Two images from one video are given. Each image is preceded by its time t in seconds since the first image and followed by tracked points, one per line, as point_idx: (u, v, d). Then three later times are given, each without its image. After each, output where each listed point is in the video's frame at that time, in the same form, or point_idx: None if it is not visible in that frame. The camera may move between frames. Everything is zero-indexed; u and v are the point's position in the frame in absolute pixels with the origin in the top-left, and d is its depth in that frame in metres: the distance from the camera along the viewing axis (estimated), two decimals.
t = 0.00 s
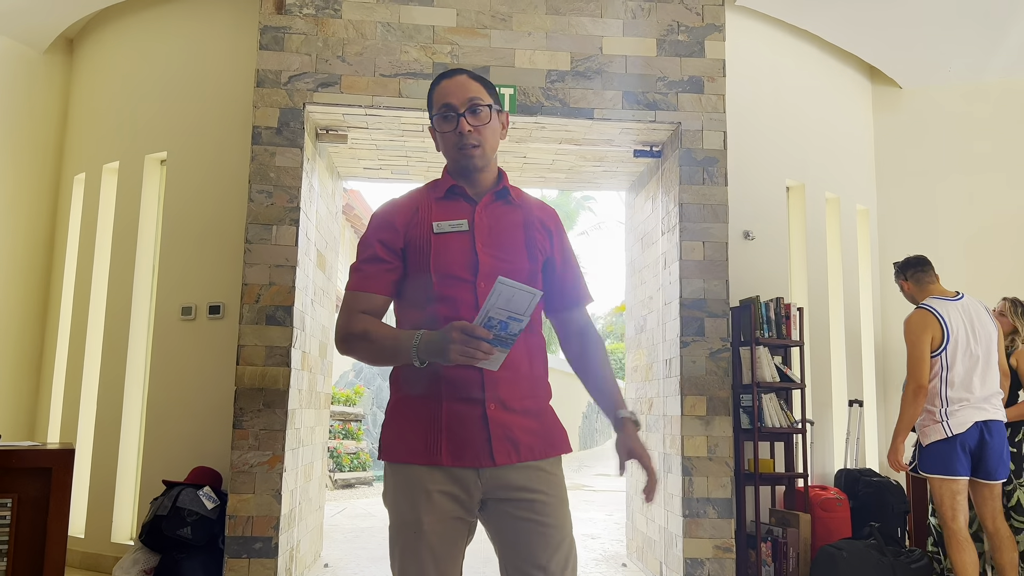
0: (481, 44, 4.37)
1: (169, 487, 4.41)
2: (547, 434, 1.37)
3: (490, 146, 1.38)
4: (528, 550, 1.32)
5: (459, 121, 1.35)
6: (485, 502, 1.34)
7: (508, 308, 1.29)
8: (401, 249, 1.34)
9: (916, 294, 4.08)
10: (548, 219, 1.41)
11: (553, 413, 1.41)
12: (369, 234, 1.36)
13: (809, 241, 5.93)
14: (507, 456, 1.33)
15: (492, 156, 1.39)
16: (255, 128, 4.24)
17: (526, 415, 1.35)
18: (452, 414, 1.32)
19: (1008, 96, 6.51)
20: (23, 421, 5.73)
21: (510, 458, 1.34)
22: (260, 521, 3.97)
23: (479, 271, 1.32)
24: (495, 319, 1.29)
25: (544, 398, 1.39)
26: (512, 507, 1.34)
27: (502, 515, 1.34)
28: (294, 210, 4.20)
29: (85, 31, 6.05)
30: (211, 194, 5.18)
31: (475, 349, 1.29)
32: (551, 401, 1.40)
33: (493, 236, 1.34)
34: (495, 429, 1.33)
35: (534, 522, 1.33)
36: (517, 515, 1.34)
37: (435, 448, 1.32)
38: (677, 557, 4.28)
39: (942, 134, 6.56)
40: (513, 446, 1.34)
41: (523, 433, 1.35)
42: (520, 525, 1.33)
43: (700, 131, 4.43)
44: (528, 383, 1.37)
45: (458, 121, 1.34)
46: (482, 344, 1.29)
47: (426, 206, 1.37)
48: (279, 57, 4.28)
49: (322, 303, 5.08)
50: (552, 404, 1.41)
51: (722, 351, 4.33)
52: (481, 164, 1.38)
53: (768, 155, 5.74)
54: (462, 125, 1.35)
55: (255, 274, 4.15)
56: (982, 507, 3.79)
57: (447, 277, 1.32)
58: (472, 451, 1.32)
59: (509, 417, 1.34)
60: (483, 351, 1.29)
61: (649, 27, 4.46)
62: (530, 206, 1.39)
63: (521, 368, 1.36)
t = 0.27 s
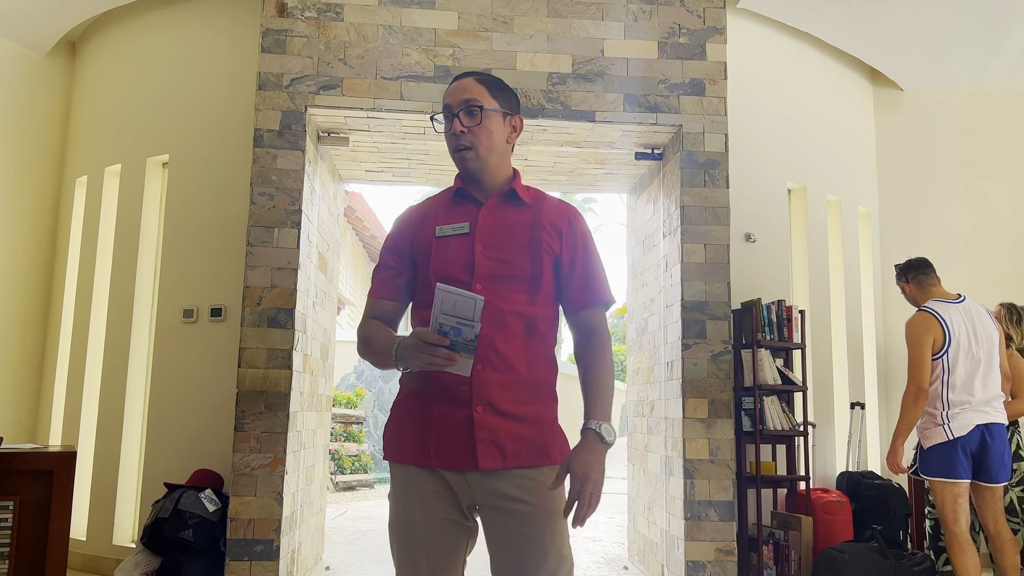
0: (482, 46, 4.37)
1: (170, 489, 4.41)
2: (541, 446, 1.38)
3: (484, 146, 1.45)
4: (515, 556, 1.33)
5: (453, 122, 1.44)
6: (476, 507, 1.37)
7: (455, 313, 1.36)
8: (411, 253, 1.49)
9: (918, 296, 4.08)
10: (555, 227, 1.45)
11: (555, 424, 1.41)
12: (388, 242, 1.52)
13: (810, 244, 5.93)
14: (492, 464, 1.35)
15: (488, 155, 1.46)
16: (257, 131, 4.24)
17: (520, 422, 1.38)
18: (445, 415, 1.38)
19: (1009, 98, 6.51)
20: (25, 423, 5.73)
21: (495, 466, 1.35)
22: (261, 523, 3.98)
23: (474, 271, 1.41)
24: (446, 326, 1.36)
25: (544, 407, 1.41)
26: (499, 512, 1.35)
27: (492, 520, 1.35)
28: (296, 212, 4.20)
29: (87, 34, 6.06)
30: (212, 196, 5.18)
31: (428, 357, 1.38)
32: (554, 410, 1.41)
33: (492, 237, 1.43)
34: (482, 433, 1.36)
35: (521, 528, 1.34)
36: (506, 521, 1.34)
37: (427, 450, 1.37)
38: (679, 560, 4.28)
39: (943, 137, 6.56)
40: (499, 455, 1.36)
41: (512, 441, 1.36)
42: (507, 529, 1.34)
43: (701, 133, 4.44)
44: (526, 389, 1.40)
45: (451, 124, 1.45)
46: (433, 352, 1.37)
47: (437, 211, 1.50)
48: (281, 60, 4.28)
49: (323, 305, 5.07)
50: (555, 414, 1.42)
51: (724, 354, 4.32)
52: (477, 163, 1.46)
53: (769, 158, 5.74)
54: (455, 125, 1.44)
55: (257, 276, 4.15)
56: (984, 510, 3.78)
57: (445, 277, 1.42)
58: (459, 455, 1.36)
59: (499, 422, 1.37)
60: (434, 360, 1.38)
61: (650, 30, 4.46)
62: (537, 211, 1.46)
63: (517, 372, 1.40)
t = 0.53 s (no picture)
0: (484, 48, 4.37)
1: (172, 490, 4.41)
2: (557, 441, 1.36)
3: (494, 145, 1.50)
4: (527, 557, 1.33)
5: (462, 124, 1.50)
6: (493, 508, 1.39)
7: (407, 288, 1.47)
8: (435, 256, 1.56)
9: (921, 298, 4.08)
10: (568, 219, 1.46)
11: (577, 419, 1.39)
12: (418, 248, 1.61)
13: (812, 245, 5.92)
14: (505, 462, 1.36)
15: (499, 153, 1.51)
16: (259, 132, 4.25)
17: (534, 420, 1.38)
18: (462, 413, 1.41)
19: (1011, 100, 6.50)
20: (27, 425, 5.74)
21: (509, 464, 1.36)
22: (263, 525, 3.97)
23: (486, 270, 1.44)
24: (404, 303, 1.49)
25: (563, 402, 1.39)
26: (514, 513, 1.35)
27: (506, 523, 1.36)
28: (298, 214, 4.20)
29: (90, 35, 6.06)
30: (214, 198, 5.19)
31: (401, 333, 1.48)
32: (574, 404, 1.39)
33: (504, 234, 1.46)
34: (495, 431, 1.37)
35: (534, 528, 1.33)
36: (518, 524, 1.34)
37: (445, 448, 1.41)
38: (681, 562, 4.27)
39: (945, 138, 6.56)
40: (513, 452, 1.36)
41: (526, 437, 1.37)
42: (520, 531, 1.34)
43: (703, 135, 4.43)
44: (540, 385, 1.39)
45: (461, 126, 1.50)
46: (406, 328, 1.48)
47: (455, 214, 1.56)
48: (283, 62, 4.29)
49: (325, 307, 5.07)
50: (576, 409, 1.40)
51: (726, 356, 4.32)
52: (490, 162, 1.51)
53: (771, 159, 5.74)
54: (463, 127, 1.49)
55: (259, 278, 4.16)
56: (985, 513, 3.78)
57: (460, 277, 1.47)
58: (476, 452, 1.38)
59: (512, 420, 1.38)
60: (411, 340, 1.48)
61: (652, 32, 4.47)
62: (550, 205, 1.47)
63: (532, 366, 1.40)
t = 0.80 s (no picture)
0: (486, 50, 4.38)
1: (174, 491, 4.41)
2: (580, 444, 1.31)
3: (513, 141, 1.47)
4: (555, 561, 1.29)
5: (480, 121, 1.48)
6: (519, 511, 1.35)
7: (416, 296, 1.59)
8: (461, 257, 1.55)
9: (923, 299, 4.07)
10: (588, 215, 1.40)
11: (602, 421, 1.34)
12: (446, 250, 1.61)
13: (814, 246, 5.92)
14: (528, 465, 1.32)
15: (518, 149, 1.48)
16: (261, 134, 4.25)
17: (555, 422, 1.32)
18: (485, 415, 1.38)
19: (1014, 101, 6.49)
20: (29, 426, 5.74)
21: (532, 467, 1.32)
22: (265, 526, 3.97)
23: (506, 270, 1.41)
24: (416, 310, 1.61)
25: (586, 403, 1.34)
26: (540, 515, 1.31)
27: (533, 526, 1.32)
28: (300, 215, 4.21)
29: (92, 37, 6.08)
30: (216, 199, 5.20)
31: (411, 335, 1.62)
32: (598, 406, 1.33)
33: (524, 232, 1.42)
34: (516, 433, 1.33)
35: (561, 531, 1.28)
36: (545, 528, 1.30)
37: (469, 450, 1.39)
38: (682, 563, 4.27)
39: (948, 140, 6.55)
40: (536, 454, 1.32)
41: (548, 439, 1.32)
42: (547, 533, 1.30)
43: (705, 136, 4.43)
44: (560, 387, 1.34)
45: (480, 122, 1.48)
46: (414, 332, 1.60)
47: (480, 213, 1.54)
48: (285, 63, 4.29)
49: (327, 309, 5.07)
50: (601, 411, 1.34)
51: (727, 357, 4.31)
52: (508, 159, 1.49)
53: (773, 160, 5.74)
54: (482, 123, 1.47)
55: (260, 279, 4.16)
56: (988, 515, 3.77)
57: (483, 278, 1.45)
58: (498, 455, 1.35)
59: (533, 422, 1.33)
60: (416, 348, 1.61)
61: (654, 33, 4.47)
62: (570, 202, 1.42)
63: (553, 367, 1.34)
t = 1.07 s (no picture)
0: (487, 51, 4.38)
1: (175, 492, 4.41)
2: (597, 446, 1.33)
3: (534, 141, 1.48)
4: (570, 560, 1.30)
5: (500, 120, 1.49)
6: (535, 514, 1.37)
7: (452, 278, 1.52)
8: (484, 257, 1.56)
9: (923, 300, 4.07)
10: (609, 216, 1.41)
11: (619, 424, 1.35)
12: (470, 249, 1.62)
13: (815, 247, 5.91)
14: (546, 467, 1.34)
15: (539, 150, 1.49)
16: (262, 135, 4.25)
17: (573, 424, 1.34)
18: (504, 417, 1.40)
19: (1016, 102, 6.48)
20: (31, 426, 5.75)
21: (549, 469, 1.33)
22: (266, 527, 3.97)
23: (526, 270, 1.42)
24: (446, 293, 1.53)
25: (605, 406, 1.35)
26: (557, 516, 1.33)
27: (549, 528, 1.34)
28: (301, 216, 4.21)
29: (94, 38, 6.09)
30: (218, 199, 5.20)
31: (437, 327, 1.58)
32: (615, 408, 1.35)
33: (544, 233, 1.43)
34: (534, 436, 1.35)
35: (577, 528, 1.30)
36: (562, 528, 1.32)
37: (489, 452, 1.41)
38: (683, 565, 4.27)
39: (950, 141, 6.55)
40: (554, 457, 1.33)
41: (566, 442, 1.33)
42: (564, 532, 1.32)
43: (706, 137, 4.43)
44: (579, 388, 1.35)
45: (500, 119, 1.48)
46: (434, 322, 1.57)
47: (502, 214, 1.55)
48: (287, 64, 4.30)
49: (328, 309, 5.07)
50: (618, 414, 1.35)
51: (729, 358, 4.31)
52: (529, 158, 1.49)
53: (774, 161, 5.74)
54: (502, 124, 1.49)
55: (262, 280, 4.17)
56: (986, 517, 3.78)
57: (504, 278, 1.46)
58: (517, 457, 1.37)
59: (551, 424, 1.35)
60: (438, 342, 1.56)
61: (656, 34, 4.47)
62: (592, 202, 1.42)
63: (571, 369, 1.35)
